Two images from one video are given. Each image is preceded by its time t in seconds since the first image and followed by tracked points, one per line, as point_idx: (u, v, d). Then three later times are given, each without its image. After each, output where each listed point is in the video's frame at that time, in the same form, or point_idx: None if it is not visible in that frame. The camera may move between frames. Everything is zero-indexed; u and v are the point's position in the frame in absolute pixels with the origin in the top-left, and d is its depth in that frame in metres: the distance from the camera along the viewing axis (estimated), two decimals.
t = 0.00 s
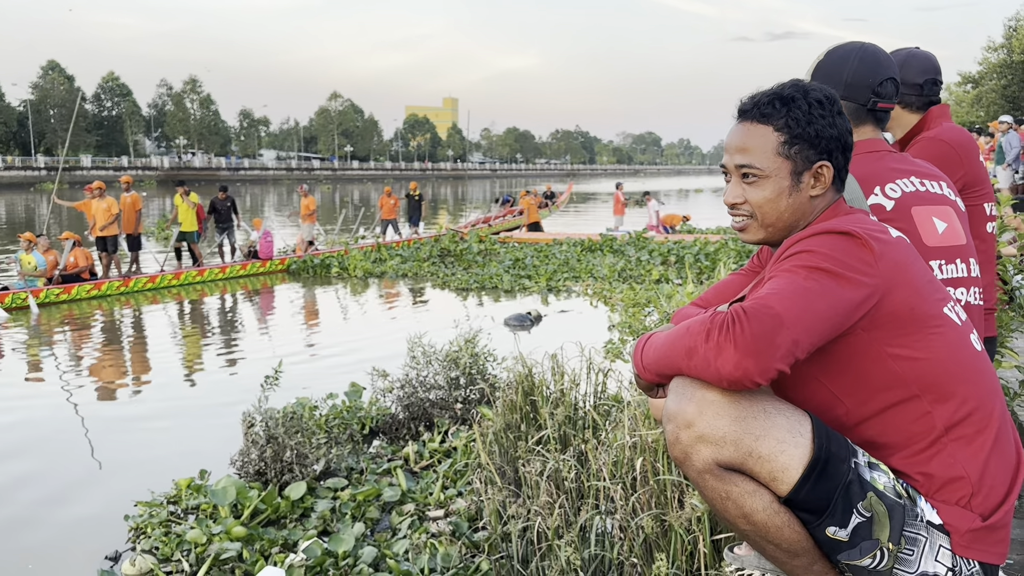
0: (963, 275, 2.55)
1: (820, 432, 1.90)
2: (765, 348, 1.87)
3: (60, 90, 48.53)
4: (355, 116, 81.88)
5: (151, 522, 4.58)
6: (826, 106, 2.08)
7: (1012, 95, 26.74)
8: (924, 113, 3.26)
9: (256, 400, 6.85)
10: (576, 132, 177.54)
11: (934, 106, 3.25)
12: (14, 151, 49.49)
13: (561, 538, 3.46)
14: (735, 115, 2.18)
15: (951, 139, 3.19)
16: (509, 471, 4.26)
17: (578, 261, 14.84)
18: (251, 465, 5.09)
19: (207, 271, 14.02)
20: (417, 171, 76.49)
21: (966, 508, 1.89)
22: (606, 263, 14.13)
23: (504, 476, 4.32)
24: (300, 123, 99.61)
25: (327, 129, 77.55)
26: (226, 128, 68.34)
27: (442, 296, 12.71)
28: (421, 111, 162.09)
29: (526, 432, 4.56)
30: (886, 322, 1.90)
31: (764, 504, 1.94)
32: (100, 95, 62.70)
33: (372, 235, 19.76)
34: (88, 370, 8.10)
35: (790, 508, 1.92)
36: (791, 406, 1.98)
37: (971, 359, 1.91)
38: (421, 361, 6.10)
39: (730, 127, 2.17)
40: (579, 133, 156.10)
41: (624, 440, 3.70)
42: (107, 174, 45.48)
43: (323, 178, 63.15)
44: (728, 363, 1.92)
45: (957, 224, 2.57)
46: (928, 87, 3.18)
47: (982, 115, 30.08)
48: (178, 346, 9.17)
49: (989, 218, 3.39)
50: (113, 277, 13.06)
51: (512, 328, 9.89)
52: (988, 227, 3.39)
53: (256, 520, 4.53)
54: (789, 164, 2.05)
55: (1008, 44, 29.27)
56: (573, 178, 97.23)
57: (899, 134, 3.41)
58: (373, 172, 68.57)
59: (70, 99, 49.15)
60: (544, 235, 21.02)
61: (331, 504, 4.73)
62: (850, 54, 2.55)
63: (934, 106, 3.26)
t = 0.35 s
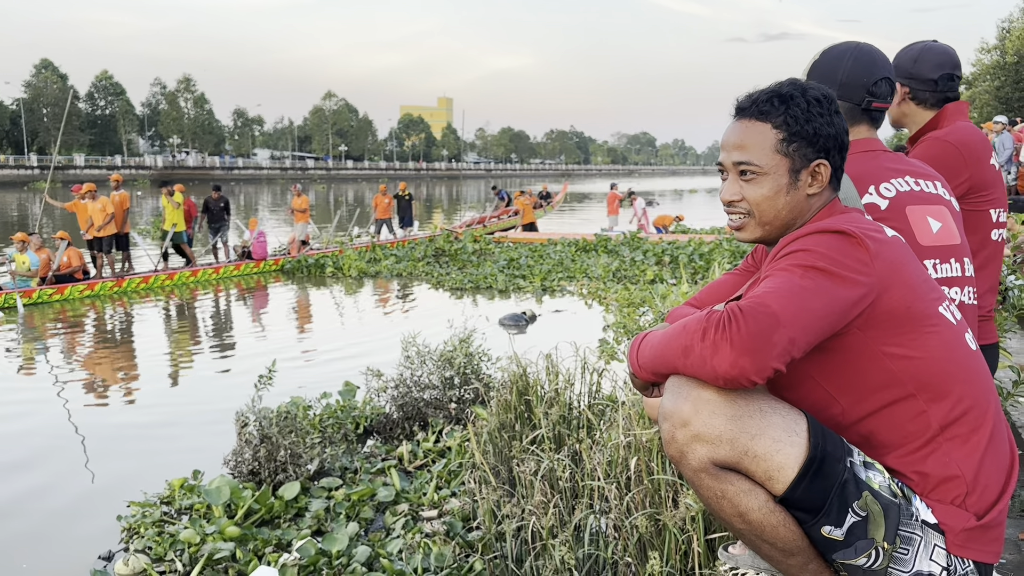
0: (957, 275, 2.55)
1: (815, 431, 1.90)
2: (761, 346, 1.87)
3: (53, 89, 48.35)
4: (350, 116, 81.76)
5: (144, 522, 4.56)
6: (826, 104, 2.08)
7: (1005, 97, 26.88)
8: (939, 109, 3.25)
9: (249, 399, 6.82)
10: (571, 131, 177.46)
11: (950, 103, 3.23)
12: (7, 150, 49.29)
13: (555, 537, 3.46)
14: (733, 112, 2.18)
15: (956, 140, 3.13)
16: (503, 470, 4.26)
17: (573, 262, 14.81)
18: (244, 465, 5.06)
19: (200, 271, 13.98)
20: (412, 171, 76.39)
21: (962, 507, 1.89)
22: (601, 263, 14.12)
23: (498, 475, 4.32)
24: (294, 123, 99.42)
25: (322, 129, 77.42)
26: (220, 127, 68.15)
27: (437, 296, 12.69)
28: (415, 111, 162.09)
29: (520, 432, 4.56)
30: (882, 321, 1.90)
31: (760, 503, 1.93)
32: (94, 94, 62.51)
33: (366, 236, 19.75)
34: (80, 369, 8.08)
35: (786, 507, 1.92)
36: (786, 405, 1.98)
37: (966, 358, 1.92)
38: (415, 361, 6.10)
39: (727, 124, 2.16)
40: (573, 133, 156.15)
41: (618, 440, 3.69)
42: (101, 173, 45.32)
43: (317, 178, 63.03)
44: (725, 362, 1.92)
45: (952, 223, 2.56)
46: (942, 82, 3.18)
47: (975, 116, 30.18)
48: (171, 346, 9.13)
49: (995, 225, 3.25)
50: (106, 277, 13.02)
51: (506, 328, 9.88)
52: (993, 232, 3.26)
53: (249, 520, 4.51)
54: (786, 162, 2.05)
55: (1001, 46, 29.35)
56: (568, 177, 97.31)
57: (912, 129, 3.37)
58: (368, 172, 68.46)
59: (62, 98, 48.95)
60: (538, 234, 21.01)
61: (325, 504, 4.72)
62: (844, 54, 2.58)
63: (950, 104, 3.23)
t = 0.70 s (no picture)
0: (952, 275, 2.54)
1: (810, 431, 1.91)
2: (756, 347, 1.87)
3: (50, 88, 48.21)
4: (347, 115, 81.68)
5: (141, 521, 4.56)
6: (817, 103, 2.08)
7: (1001, 99, 26.97)
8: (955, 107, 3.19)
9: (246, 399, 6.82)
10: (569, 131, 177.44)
11: (966, 98, 3.17)
12: (3, 149, 49.21)
13: (551, 535, 3.46)
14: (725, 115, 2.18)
15: (948, 148, 3.12)
16: (499, 470, 4.26)
17: (570, 262, 14.78)
18: (241, 464, 5.05)
19: (197, 272, 13.97)
20: (409, 170, 76.33)
21: (956, 506, 1.90)
22: (598, 263, 14.12)
23: (494, 475, 4.33)
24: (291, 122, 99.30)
25: (319, 128, 77.38)
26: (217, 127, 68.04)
27: (434, 295, 12.68)
28: (413, 110, 161.99)
29: (517, 432, 4.56)
30: (878, 322, 1.91)
31: (754, 502, 1.94)
32: (91, 93, 62.38)
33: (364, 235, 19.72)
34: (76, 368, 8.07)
35: (780, 506, 1.93)
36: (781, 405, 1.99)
37: (961, 359, 1.92)
38: (412, 361, 6.09)
39: (720, 127, 2.17)
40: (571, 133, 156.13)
41: (614, 439, 3.69)
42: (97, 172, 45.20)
43: (314, 177, 62.97)
44: (720, 362, 1.92)
45: (947, 223, 2.55)
46: (952, 76, 3.14)
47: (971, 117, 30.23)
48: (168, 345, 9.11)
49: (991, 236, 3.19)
50: (104, 277, 13.01)
51: (503, 328, 9.87)
52: (989, 245, 3.19)
53: (246, 520, 4.50)
54: (781, 163, 2.06)
55: (998, 47, 29.37)
56: (565, 177, 97.31)
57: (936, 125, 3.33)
58: (365, 172, 68.39)
59: (59, 97, 48.78)
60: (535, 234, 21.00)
61: (321, 503, 4.72)
62: (839, 54, 2.63)
63: (967, 101, 3.17)
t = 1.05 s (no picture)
0: (955, 273, 2.53)
1: (812, 429, 1.90)
2: (762, 345, 1.87)
3: (55, 88, 48.29)
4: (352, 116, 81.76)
5: (144, 521, 4.57)
6: (823, 98, 2.12)
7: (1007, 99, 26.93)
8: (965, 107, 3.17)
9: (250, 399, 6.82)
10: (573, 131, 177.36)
11: (978, 99, 3.13)
12: (9, 150, 49.37)
13: (554, 534, 3.46)
14: (733, 110, 2.17)
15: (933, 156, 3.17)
16: (503, 470, 4.26)
17: (574, 262, 14.75)
18: (244, 464, 5.06)
19: (201, 273, 13.99)
20: (413, 171, 76.36)
21: (959, 505, 1.89)
22: (602, 263, 14.10)
23: (498, 474, 4.33)
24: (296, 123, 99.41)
25: (323, 128, 77.46)
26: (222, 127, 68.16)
27: (438, 295, 12.69)
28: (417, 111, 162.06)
29: (520, 431, 4.55)
30: (882, 320, 1.90)
31: (756, 501, 1.94)
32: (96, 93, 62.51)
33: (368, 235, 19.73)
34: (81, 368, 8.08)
35: (782, 504, 1.92)
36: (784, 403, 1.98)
37: (965, 357, 1.91)
38: (415, 361, 6.09)
39: (729, 122, 2.15)
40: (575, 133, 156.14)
41: (617, 439, 3.69)
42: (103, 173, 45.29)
43: (319, 177, 63.03)
44: (725, 361, 1.92)
45: (950, 221, 2.54)
46: (966, 74, 3.11)
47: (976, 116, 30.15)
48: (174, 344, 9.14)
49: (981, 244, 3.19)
50: (109, 277, 13.04)
51: (507, 328, 9.86)
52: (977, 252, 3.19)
53: (249, 520, 4.51)
54: (798, 154, 2.06)
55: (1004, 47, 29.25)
56: (570, 177, 97.26)
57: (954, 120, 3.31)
58: (370, 172, 68.44)
59: (64, 97, 48.87)
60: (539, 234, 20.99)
61: (325, 503, 4.73)
62: (838, 52, 2.66)
63: (972, 104, 3.15)
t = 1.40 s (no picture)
0: (971, 272, 2.52)
1: (831, 431, 1.89)
2: (777, 347, 1.86)
3: (75, 91, 48.75)
4: (368, 117, 82.02)
5: (163, 520, 4.60)
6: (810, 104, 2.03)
7: None
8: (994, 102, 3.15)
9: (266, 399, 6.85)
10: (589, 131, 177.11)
11: (1008, 94, 3.11)
12: (30, 152, 49.88)
13: (570, 535, 3.45)
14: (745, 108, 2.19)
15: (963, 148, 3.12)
16: (519, 470, 4.26)
17: (590, 262, 14.72)
18: (261, 464, 5.09)
19: (219, 274, 14.08)
20: (429, 171, 76.52)
21: (980, 507, 1.87)
22: (618, 262, 14.08)
23: (513, 474, 4.33)
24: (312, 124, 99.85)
25: (340, 130, 77.76)
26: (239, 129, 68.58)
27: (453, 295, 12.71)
28: (433, 111, 162.37)
29: (536, 431, 4.55)
30: (902, 321, 1.88)
31: (773, 502, 1.93)
32: (115, 96, 63.04)
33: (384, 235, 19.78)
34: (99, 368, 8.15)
35: (799, 506, 1.91)
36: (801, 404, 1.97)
37: (985, 357, 1.90)
38: (431, 361, 6.10)
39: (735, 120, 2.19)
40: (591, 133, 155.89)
41: (633, 440, 3.68)
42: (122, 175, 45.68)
43: (335, 178, 63.28)
44: (741, 364, 1.91)
45: (966, 220, 2.52)
46: (998, 68, 3.09)
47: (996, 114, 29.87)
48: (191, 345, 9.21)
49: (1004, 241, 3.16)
50: (128, 280, 13.15)
51: (523, 328, 9.86)
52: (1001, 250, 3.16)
53: (267, 519, 4.53)
54: (763, 162, 2.07)
55: None
56: (585, 176, 97.11)
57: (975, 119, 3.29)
58: (386, 173, 68.65)
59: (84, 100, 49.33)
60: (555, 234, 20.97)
61: (341, 503, 4.75)
62: (842, 53, 2.68)
63: (1000, 100, 3.13)
